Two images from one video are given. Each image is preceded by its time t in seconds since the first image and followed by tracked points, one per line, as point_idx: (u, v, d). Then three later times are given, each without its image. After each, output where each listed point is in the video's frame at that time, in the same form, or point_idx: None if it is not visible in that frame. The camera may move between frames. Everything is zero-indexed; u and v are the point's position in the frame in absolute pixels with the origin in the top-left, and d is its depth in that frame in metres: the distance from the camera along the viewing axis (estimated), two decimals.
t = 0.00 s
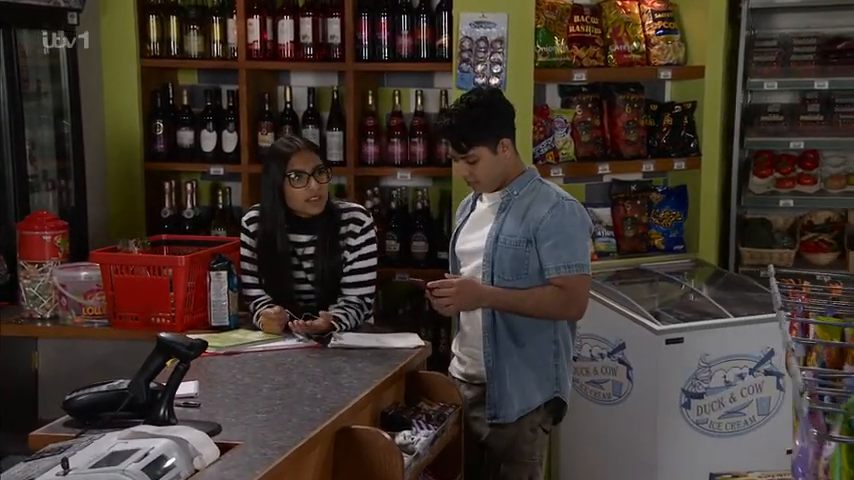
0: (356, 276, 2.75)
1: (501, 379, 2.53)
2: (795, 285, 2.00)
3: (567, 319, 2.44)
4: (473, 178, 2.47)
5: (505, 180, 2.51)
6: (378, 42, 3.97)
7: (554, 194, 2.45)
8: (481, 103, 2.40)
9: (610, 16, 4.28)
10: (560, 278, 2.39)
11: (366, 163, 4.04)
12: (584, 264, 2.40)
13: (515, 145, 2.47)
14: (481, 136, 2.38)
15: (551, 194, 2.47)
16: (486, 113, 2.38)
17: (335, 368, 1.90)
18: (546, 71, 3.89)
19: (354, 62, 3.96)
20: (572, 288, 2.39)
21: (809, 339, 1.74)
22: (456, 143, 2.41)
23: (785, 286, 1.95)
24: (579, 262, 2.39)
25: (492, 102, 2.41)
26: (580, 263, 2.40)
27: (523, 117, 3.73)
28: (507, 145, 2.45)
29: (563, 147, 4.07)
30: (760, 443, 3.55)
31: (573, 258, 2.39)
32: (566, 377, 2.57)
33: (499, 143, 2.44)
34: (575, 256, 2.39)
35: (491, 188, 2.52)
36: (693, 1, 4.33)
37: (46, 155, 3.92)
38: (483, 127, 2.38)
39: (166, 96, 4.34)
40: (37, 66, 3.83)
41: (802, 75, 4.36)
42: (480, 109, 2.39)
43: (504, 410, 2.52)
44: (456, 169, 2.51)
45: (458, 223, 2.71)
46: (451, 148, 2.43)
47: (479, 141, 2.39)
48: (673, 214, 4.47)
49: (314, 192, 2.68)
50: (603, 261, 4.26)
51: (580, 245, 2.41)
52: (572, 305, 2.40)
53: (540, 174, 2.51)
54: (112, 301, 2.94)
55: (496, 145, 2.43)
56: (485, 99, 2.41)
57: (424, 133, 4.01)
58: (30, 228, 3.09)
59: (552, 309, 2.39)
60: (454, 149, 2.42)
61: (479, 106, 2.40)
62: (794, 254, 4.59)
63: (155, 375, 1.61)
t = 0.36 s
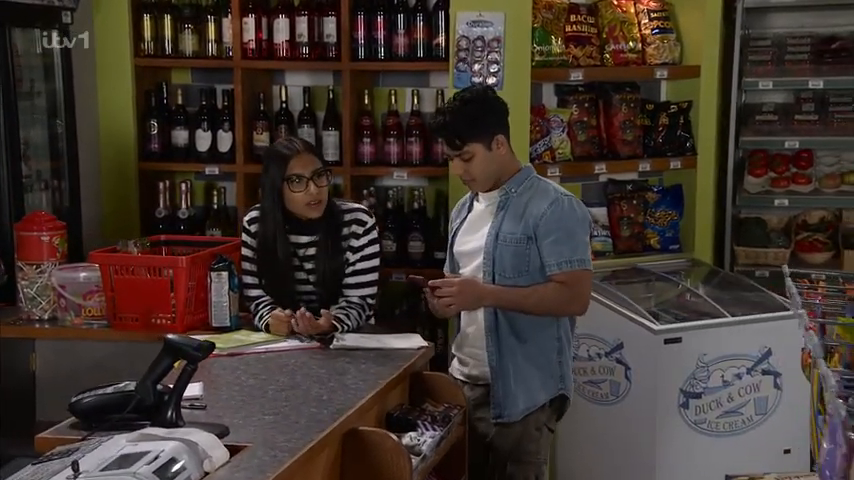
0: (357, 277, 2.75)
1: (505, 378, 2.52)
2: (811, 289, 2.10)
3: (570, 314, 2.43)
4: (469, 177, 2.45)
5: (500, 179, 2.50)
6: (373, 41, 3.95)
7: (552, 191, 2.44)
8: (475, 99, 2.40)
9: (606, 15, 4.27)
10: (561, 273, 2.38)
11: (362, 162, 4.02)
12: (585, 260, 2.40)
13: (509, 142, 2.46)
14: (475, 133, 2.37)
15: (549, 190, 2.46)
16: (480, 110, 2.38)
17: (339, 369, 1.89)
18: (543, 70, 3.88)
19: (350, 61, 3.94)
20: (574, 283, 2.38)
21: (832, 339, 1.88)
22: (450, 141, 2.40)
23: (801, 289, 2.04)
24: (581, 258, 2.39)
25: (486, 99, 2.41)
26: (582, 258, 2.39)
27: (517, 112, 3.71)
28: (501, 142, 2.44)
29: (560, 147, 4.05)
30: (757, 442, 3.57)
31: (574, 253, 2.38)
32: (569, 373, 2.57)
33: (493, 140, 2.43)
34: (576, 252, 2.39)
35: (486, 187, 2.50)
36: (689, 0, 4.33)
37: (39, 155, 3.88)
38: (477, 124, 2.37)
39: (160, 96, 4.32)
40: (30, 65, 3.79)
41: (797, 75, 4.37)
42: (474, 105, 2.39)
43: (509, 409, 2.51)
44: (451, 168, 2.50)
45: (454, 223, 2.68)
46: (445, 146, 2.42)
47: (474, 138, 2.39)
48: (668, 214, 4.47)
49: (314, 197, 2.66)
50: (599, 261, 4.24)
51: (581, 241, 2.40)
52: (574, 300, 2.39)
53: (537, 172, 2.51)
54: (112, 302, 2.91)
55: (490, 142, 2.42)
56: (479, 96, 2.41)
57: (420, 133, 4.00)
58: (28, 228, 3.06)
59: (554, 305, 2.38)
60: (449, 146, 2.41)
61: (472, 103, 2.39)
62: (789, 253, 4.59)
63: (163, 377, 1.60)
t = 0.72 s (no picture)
0: (357, 278, 2.76)
1: (512, 381, 2.45)
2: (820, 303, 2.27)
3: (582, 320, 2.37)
4: (479, 174, 2.39)
5: (513, 179, 2.43)
6: (367, 40, 3.94)
7: (565, 193, 2.38)
8: (491, 96, 2.34)
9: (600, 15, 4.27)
10: (572, 279, 2.32)
11: (356, 163, 4.00)
12: (597, 265, 2.33)
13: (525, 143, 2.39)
14: (488, 129, 2.31)
15: (562, 192, 2.39)
16: (495, 107, 2.32)
17: (342, 371, 1.87)
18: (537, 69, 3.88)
19: (344, 61, 3.92)
20: (585, 289, 2.32)
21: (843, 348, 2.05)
22: (462, 136, 2.35)
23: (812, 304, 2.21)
24: (592, 263, 2.32)
25: (503, 96, 2.34)
26: (593, 263, 2.33)
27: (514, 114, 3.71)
28: (516, 142, 2.37)
29: (554, 146, 4.05)
30: (752, 442, 3.57)
31: (586, 258, 2.32)
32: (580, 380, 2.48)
33: (508, 140, 2.36)
34: (588, 256, 2.32)
35: (498, 186, 2.44)
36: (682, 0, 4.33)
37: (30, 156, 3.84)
38: (490, 121, 2.31)
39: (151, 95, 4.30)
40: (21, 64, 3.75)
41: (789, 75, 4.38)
42: (490, 101, 2.33)
43: (516, 413, 2.44)
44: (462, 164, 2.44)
45: (464, 223, 2.65)
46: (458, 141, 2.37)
47: (486, 135, 2.32)
48: (662, 213, 4.48)
49: (310, 197, 2.64)
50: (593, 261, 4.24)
51: (593, 245, 2.34)
52: (586, 305, 2.34)
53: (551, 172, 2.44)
54: (108, 304, 2.91)
55: (504, 141, 2.36)
56: (496, 92, 2.35)
57: (414, 133, 3.99)
58: (23, 229, 3.01)
59: (565, 312, 2.33)
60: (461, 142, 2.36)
61: (489, 98, 2.34)
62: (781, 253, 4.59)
63: (167, 380, 1.57)
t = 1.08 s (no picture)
0: (357, 278, 2.74)
1: (524, 390, 2.48)
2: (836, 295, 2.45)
3: (598, 332, 2.37)
4: (502, 181, 2.42)
5: (537, 185, 2.45)
6: (362, 39, 3.92)
7: (587, 201, 2.38)
8: (512, 102, 2.37)
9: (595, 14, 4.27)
10: (589, 290, 2.33)
11: (351, 162, 3.98)
12: (616, 276, 2.34)
13: (547, 148, 2.42)
14: (509, 135, 2.34)
15: (583, 200, 2.40)
16: (516, 112, 2.35)
17: (346, 371, 1.86)
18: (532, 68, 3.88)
19: (339, 59, 3.90)
20: (602, 301, 2.33)
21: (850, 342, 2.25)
22: (484, 143, 2.38)
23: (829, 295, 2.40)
24: (611, 274, 2.33)
25: (523, 102, 2.37)
26: (612, 274, 2.34)
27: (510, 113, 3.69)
28: (538, 147, 2.39)
29: (548, 145, 4.04)
30: (749, 441, 3.57)
31: (604, 268, 2.33)
32: (594, 393, 2.50)
33: (529, 145, 2.39)
34: (607, 267, 2.33)
35: (521, 193, 2.46)
36: None
37: (23, 156, 3.82)
38: (511, 127, 2.34)
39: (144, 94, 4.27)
40: (12, 63, 3.71)
41: (783, 74, 4.38)
42: (511, 107, 2.36)
43: (527, 422, 2.46)
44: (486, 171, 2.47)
45: (486, 227, 2.67)
46: (480, 149, 2.40)
47: (508, 141, 2.35)
48: (656, 212, 4.48)
49: (307, 200, 2.62)
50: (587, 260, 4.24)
51: (613, 256, 2.34)
52: (602, 318, 2.34)
53: (574, 179, 2.45)
54: (107, 305, 2.91)
55: (525, 146, 2.38)
56: (517, 99, 2.37)
57: (409, 132, 3.97)
58: (21, 230, 2.99)
59: (582, 324, 2.33)
60: (483, 150, 2.39)
61: (509, 104, 2.37)
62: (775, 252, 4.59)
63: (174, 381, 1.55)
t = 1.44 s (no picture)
0: (357, 278, 2.73)
1: (522, 391, 2.47)
2: None
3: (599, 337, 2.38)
4: (511, 182, 2.42)
5: (546, 185, 2.44)
6: (358, 37, 3.91)
7: (592, 205, 2.37)
8: (522, 104, 2.36)
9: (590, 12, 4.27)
10: (593, 298, 2.33)
11: (347, 161, 3.96)
12: (618, 282, 2.34)
13: (557, 149, 2.41)
14: (519, 137, 2.34)
15: (589, 204, 2.39)
16: (526, 114, 2.34)
17: (351, 371, 1.85)
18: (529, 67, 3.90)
19: (335, 58, 3.89)
20: (603, 306, 2.33)
21: None
22: (493, 144, 2.38)
23: None
24: (613, 280, 2.33)
25: (533, 103, 2.36)
26: (614, 280, 2.34)
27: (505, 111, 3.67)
28: (547, 149, 2.39)
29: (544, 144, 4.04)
30: (746, 439, 3.58)
31: (607, 274, 2.33)
32: (592, 396, 2.49)
33: (538, 147, 2.38)
34: (610, 273, 2.33)
35: (530, 193, 2.46)
36: None
37: (17, 155, 3.79)
38: (521, 129, 2.33)
39: (138, 93, 4.24)
40: (6, 61, 3.69)
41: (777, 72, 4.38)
42: (521, 109, 2.35)
43: (524, 424, 2.47)
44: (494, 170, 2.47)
45: (492, 221, 2.68)
46: (489, 149, 2.40)
47: (518, 143, 2.35)
48: (652, 211, 4.49)
49: (309, 199, 2.62)
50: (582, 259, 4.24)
51: (616, 261, 2.34)
52: (604, 323, 2.34)
53: (580, 181, 2.44)
54: (107, 305, 2.88)
55: (535, 147, 2.37)
56: (527, 100, 2.37)
57: (405, 131, 3.96)
58: (18, 229, 2.95)
59: (583, 328, 2.33)
60: (492, 150, 2.39)
61: (519, 106, 2.36)
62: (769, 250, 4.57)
63: (181, 382, 1.54)
